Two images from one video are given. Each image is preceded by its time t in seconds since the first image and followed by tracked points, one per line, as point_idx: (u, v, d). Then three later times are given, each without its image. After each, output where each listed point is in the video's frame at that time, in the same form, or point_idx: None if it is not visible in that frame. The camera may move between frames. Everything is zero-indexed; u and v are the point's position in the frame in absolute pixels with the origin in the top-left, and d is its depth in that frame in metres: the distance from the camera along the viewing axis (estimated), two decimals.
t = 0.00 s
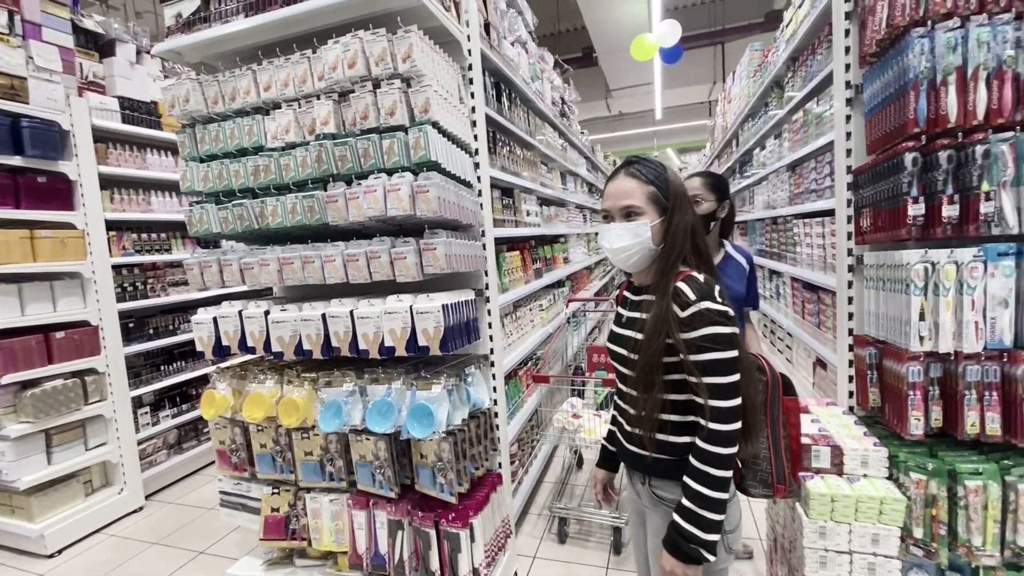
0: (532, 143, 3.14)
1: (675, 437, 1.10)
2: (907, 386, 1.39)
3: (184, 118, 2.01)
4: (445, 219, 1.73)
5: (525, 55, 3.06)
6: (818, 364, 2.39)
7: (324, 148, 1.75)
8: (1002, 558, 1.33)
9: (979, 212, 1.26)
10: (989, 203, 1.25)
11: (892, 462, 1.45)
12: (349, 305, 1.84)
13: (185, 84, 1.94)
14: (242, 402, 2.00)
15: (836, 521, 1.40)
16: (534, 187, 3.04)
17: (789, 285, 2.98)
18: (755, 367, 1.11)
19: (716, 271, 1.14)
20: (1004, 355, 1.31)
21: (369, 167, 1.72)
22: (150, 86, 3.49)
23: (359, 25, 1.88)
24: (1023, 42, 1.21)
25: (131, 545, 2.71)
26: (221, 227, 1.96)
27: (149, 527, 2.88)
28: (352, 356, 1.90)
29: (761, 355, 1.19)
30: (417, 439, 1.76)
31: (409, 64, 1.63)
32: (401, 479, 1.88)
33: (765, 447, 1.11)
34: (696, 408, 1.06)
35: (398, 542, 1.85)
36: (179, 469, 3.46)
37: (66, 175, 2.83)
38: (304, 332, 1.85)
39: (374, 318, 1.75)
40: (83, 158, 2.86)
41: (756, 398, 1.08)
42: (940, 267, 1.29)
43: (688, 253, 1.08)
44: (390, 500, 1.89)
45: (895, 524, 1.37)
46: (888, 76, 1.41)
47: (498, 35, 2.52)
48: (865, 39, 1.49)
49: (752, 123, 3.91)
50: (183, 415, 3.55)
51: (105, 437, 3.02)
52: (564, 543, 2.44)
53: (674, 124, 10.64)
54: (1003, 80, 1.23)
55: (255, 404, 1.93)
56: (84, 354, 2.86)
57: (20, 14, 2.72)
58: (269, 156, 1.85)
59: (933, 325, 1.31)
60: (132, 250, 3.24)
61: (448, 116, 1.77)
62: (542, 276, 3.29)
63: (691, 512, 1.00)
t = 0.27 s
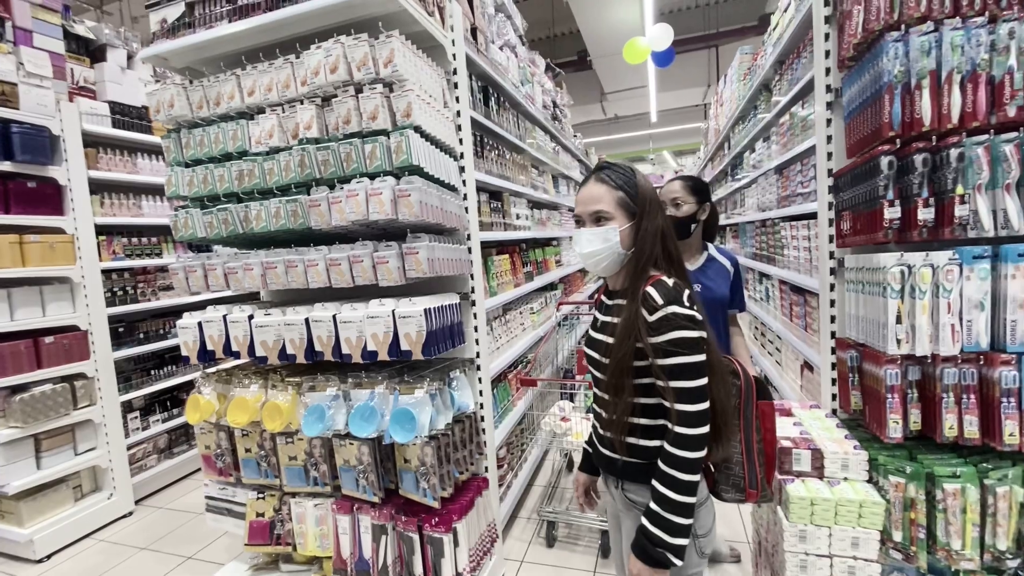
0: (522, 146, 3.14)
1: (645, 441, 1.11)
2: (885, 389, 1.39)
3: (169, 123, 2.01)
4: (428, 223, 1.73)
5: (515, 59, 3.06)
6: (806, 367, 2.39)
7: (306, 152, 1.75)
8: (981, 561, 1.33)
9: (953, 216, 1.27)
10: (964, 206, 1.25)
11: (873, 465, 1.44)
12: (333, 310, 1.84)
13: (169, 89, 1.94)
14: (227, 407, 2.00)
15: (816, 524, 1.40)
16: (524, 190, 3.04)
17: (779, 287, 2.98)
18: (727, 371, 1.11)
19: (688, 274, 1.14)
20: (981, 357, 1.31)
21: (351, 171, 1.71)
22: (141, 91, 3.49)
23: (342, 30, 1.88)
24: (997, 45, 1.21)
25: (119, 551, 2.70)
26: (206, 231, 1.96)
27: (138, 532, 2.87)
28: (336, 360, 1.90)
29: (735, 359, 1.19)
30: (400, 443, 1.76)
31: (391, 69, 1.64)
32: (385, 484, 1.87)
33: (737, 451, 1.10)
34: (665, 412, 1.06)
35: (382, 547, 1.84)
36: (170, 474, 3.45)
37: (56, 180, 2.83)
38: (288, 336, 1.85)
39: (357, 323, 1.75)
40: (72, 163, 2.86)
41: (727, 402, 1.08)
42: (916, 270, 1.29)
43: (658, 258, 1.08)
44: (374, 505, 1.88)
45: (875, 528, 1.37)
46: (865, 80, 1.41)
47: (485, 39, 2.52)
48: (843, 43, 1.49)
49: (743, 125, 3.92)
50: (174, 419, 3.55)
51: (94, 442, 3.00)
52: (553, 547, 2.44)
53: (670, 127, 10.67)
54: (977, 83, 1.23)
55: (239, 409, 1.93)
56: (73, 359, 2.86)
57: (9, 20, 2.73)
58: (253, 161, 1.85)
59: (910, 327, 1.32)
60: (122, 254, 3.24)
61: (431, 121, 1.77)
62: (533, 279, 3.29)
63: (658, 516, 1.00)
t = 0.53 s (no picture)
0: (515, 149, 3.14)
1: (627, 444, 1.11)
2: (870, 391, 1.39)
3: (158, 126, 2.00)
4: (416, 226, 1.73)
5: (507, 62, 3.07)
6: (796, 369, 2.39)
7: (294, 155, 1.75)
8: (966, 563, 1.33)
9: (936, 218, 1.27)
10: (945, 209, 1.25)
11: (859, 468, 1.44)
12: (321, 313, 1.84)
13: (158, 92, 1.93)
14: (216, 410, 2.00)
15: (802, 526, 1.40)
16: (517, 193, 3.04)
17: (771, 290, 2.98)
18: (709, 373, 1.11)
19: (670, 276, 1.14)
20: (965, 359, 1.31)
21: (339, 174, 1.71)
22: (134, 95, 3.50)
23: (331, 34, 1.88)
24: (977, 48, 1.21)
25: (109, 555, 2.68)
26: (195, 235, 1.96)
27: (129, 537, 2.86)
28: (325, 363, 1.89)
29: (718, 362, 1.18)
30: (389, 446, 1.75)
31: (378, 72, 1.64)
32: (373, 487, 1.87)
33: (719, 454, 1.11)
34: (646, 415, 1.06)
35: (371, 551, 1.84)
36: (162, 478, 3.44)
37: (48, 184, 2.82)
38: (276, 339, 1.85)
39: (344, 326, 1.75)
40: (63, 166, 2.86)
41: (709, 406, 1.08)
42: (900, 272, 1.30)
43: (639, 260, 1.08)
44: (362, 509, 1.88)
45: (861, 530, 1.37)
46: (848, 83, 1.42)
47: (477, 43, 2.53)
48: (827, 46, 1.49)
49: (736, 128, 3.93)
50: (167, 423, 3.55)
51: (86, 446, 3.00)
52: (544, 550, 2.43)
53: (666, 130, 10.70)
54: (957, 86, 1.23)
55: (228, 412, 1.92)
56: (65, 363, 2.85)
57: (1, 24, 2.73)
58: (242, 164, 1.85)
59: (894, 329, 1.32)
60: (114, 258, 3.23)
61: (419, 124, 1.77)
62: (526, 282, 3.29)
63: (639, 520, 1.00)
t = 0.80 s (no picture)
0: (509, 151, 3.14)
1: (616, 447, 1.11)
2: (858, 393, 1.40)
3: (149, 127, 2.00)
4: (407, 227, 1.73)
5: (501, 64, 3.07)
6: (789, 371, 2.40)
7: (285, 157, 1.75)
8: (953, 565, 1.34)
9: (923, 221, 1.27)
10: (932, 211, 1.26)
11: (848, 469, 1.45)
12: (312, 315, 1.83)
13: (148, 94, 1.92)
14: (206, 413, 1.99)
15: (791, 528, 1.40)
16: (510, 195, 3.04)
17: (764, 292, 2.99)
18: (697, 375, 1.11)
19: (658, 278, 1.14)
20: (952, 361, 1.32)
21: (330, 176, 1.71)
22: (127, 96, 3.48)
23: (322, 36, 1.88)
24: (962, 52, 1.22)
25: (99, 559, 2.66)
26: (186, 237, 1.95)
27: (120, 541, 2.84)
28: (316, 365, 1.89)
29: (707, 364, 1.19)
30: (380, 449, 1.75)
31: (368, 74, 1.63)
32: (364, 490, 1.86)
33: (707, 457, 1.12)
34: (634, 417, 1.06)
35: (362, 554, 1.83)
36: (154, 481, 3.42)
37: (39, 185, 2.81)
38: (267, 342, 1.84)
39: (335, 328, 1.75)
40: (54, 167, 2.84)
41: (697, 408, 1.08)
42: (887, 274, 1.30)
43: (628, 262, 1.08)
44: (353, 511, 1.87)
45: (849, 532, 1.37)
46: (836, 86, 1.43)
47: (470, 45, 2.53)
48: (816, 49, 1.50)
49: (730, 131, 3.94)
50: (159, 425, 3.53)
51: (77, 449, 2.98)
52: (537, 553, 2.43)
53: (662, 132, 10.73)
54: (943, 90, 1.24)
55: (218, 415, 1.91)
56: (55, 365, 2.83)
57: None
58: (233, 166, 1.84)
59: (882, 331, 1.33)
60: (106, 259, 3.22)
61: (411, 126, 1.77)
62: (520, 284, 3.28)
63: (628, 524, 1.00)
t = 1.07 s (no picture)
0: (505, 154, 3.15)
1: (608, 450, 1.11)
2: (850, 395, 1.40)
3: (144, 130, 1.99)
4: (401, 230, 1.73)
5: (497, 67, 3.08)
6: (783, 373, 2.41)
7: (279, 160, 1.75)
8: (944, 566, 1.34)
9: (912, 224, 1.28)
10: (921, 215, 1.27)
11: (840, 471, 1.45)
12: (306, 317, 1.83)
13: (143, 96, 1.92)
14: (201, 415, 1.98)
15: (784, 530, 1.40)
16: (506, 198, 3.05)
17: (759, 294, 3.00)
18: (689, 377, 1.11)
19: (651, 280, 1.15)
20: (942, 363, 1.32)
21: (325, 178, 1.71)
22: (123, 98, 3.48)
23: (317, 38, 1.89)
24: (950, 57, 1.23)
25: (93, 562, 2.65)
26: (180, 239, 1.95)
27: (113, 544, 2.82)
28: (310, 368, 1.89)
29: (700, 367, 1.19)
30: (373, 451, 1.75)
31: (363, 77, 1.64)
32: (358, 493, 1.86)
33: (699, 460, 1.12)
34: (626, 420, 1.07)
35: (356, 557, 1.83)
36: (149, 484, 3.41)
37: (33, 187, 2.80)
38: (261, 344, 1.84)
39: (329, 330, 1.75)
40: (49, 169, 2.83)
41: (689, 411, 1.08)
42: (878, 277, 1.31)
43: (620, 265, 1.09)
44: (347, 514, 1.87)
45: (841, 534, 1.37)
46: (827, 90, 1.44)
47: (466, 48, 2.54)
48: (807, 54, 1.51)
49: (725, 133, 3.96)
50: (153, 428, 3.52)
51: (70, 452, 2.97)
52: (533, 555, 2.42)
53: (659, 135, 10.76)
54: (932, 94, 1.25)
55: (212, 417, 1.91)
56: (49, 367, 2.82)
57: None
58: (227, 168, 1.84)
59: (873, 334, 1.33)
60: (101, 261, 3.21)
61: (405, 128, 1.77)
62: (516, 286, 3.29)
63: (619, 527, 1.00)
